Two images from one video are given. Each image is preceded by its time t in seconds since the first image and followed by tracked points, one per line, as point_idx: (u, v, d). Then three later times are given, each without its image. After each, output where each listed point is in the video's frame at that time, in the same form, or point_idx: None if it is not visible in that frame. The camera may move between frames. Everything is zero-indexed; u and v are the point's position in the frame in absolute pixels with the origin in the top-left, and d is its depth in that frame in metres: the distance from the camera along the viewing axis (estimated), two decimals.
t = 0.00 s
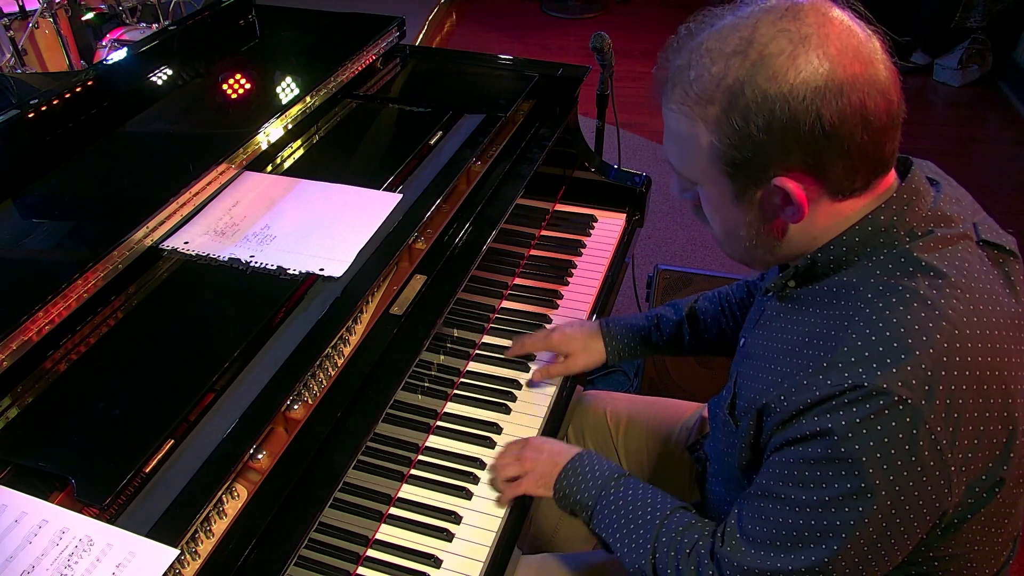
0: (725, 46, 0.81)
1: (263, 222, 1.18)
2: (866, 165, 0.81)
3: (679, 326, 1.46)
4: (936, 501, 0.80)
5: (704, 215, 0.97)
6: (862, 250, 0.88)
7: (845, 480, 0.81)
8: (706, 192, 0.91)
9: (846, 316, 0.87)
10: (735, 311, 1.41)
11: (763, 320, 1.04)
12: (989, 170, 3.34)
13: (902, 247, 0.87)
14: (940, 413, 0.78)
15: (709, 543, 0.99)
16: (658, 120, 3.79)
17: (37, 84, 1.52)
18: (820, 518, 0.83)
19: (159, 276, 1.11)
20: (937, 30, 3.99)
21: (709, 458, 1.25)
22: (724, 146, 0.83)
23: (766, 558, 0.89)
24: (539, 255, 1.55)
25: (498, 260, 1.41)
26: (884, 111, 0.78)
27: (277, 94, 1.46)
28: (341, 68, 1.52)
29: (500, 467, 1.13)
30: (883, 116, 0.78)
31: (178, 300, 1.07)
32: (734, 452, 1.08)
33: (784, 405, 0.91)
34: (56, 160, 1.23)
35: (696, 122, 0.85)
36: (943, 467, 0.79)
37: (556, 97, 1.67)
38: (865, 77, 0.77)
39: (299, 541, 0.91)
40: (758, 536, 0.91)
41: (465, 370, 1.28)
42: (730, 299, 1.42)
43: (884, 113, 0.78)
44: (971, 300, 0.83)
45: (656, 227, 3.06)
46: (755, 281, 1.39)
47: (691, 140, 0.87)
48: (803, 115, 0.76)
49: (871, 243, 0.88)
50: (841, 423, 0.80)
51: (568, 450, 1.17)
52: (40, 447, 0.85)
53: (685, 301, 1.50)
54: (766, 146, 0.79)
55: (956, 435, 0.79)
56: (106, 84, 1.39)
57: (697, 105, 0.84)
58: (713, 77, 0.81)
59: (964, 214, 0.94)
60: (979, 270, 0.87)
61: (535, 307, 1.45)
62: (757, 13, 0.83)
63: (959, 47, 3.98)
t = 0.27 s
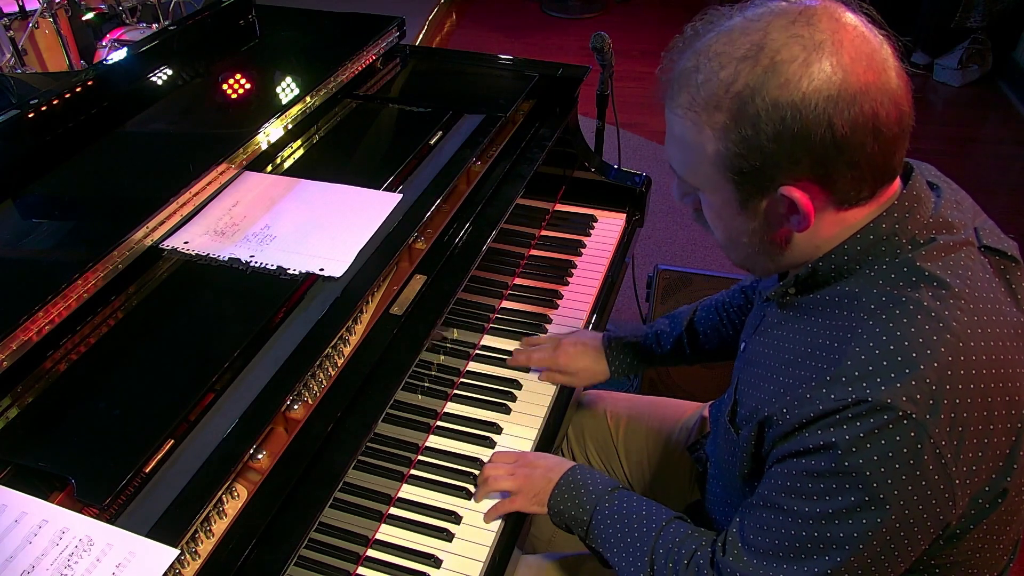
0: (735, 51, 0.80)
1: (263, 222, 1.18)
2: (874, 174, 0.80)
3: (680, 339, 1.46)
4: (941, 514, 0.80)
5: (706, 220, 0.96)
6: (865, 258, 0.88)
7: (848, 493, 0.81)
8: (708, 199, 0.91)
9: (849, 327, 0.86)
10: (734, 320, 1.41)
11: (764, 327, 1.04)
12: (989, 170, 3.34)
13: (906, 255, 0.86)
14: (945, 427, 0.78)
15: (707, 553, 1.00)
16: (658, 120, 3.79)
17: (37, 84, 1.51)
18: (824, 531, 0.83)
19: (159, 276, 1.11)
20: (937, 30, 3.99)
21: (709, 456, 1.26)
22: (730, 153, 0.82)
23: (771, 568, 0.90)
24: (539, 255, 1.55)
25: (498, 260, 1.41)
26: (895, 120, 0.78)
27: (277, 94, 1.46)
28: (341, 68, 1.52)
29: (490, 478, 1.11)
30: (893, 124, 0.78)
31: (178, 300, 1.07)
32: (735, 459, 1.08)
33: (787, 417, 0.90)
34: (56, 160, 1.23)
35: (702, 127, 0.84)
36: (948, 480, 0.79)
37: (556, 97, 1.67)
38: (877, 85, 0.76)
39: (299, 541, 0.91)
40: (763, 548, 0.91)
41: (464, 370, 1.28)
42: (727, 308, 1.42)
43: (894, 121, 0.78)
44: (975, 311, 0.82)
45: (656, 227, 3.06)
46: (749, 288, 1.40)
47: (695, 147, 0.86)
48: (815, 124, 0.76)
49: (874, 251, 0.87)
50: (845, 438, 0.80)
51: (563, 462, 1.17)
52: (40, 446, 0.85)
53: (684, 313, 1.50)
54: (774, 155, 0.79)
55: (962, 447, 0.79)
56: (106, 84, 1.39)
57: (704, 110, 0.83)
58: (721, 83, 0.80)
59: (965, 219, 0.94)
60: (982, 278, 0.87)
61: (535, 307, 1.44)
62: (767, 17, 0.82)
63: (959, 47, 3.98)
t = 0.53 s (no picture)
0: (736, 66, 0.79)
1: (263, 222, 1.18)
2: (875, 192, 0.80)
3: (670, 354, 1.44)
4: (942, 535, 0.80)
5: (701, 232, 0.96)
6: (864, 275, 0.87)
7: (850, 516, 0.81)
8: (705, 214, 0.90)
9: (851, 347, 0.86)
10: (725, 330, 1.41)
11: (761, 342, 1.04)
12: (989, 170, 3.34)
13: (905, 272, 0.85)
14: (948, 451, 0.77)
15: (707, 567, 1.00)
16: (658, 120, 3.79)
17: (37, 84, 1.51)
18: (824, 551, 0.84)
19: (159, 276, 1.11)
20: (937, 30, 3.98)
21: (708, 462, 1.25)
22: (729, 170, 0.82)
23: None
24: (539, 255, 1.55)
25: (498, 260, 1.41)
26: (898, 137, 0.77)
27: (277, 94, 1.46)
28: (341, 68, 1.52)
29: (492, 483, 1.11)
30: (895, 142, 0.78)
31: (178, 300, 1.07)
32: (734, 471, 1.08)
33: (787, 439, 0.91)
34: (56, 161, 1.23)
35: (702, 143, 0.83)
36: (950, 501, 0.79)
37: (556, 97, 1.67)
38: (881, 103, 0.76)
39: (299, 541, 0.91)
40: (764, 565, 0.91)
41: (464, 370, 1.28)
42: (717, 318, 1.42)
43: (897, 138, 0.77)
44: (977, 331, 0.82)
45: (656, 226, 3.06)
46: (738, 296, 1.41)
47: (693, 162, 0.86)
48: (817, 143, 0.75)
49: (873, 267, 0.86)
50: (847, 462, 0.80)
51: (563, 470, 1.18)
52: (40, 447, 0.85)
53: (671, 326, 1.48)
54: (775, 173, 0.78)
55: (964, 470, 0.79)
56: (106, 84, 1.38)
57: (704, 126, 0.82)
58: (722, 98, 0.80)
59: (965, 231, 0.93)
60: (984, 294, 0.86)
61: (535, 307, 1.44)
62: (769, 31, 0.81)
63: (959, 47, 3.98)
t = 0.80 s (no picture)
0: (721, 101, 0.77)
1: (263, 222, 1.18)
2: (864, 230, 0.79)
3: (686, 355, 1.43)
4: None
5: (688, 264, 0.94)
6: (859, 309, 0.86)
7: (843, 566, 0.79)
8: (692, 250, 0.88)
9: (844, 390, 0.84)
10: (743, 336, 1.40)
11: (754, 369, 1.03)
12: (989, 170, 3.34)
13: (901, 310, 0.83)
14: (944, 501, 0.75)
15: None
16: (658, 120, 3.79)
17: (37, 84, 1.51)
18: None
19: (159, 276, 1.11)
20: (937, 30, 3.98)
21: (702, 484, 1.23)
22: (717, 209, 0.80)
23: None
24: (539, 255, 1.55)
25: (497, 260, 1.41)
26: (888, 173, 0.76)
27: (277, 94, 1.46)
28: (341, 68, 1.52)
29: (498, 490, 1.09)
30: (887, 178, 0.76)
31: (178, 300, 1.07)
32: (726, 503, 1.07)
33: (777, 482, 0.90)
34: (56, 161, 1.23)
35: (688, 178, 0.81)
36: (947, 552, 0.77)
37: (556, 96, 1.67)
38: (869, 140, 0.74)
39: (299, 541, 0.91)
40: None
41: (464, 370, 1.28)
42: (735, 324, 1.41)
43: (890, 174, 0.76)
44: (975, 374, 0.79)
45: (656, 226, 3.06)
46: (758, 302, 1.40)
47: (679, 199, 0.84)
48: (806, 182, 0.74)
49: (868, 301, 0.85)
50: (839, 511, 0.79)
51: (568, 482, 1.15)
52: (40, 447, 0.85)
53: (690, 329, 1.47)
54: (764, 213, 0.77)
55: (961, 518, 0.77)
56: (106, 84, 1.38)
57: (689, 161, 0.80)
58: (707, 135, 0.77)
59: (967, 259, 0.91)
60: (984, 331, 0.83)
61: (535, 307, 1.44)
62: (755, 63, 0.78)
63: (959, 47, 3.98)
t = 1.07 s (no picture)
0: (711, 167, 0.72)
1: (263, 222, 1.18)
2: (866, 295, 0.76)
3: (663, 395, 1.37)
4: None
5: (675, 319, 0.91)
6: (859, 367, 0.85)
7: None
8: (681, 312, 0.85)
9: (848, 459, 0.82)
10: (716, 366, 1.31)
11: (751, 422, 1.01)
12: (989, 170, 3.34)
13: (907, 368, 0.82)
14: None
15: None
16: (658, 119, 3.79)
17: (37, 84, 1.51)
18: None
19: (159, 276, 1.11)
20: (937, 30, 3.98)
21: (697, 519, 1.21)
22: (707, 280, 0.77)
23: None
24: (539, 255, 1.55)
25: (497, 260, 1.42)
26: (890, 239, 0.72)
27: (277, 94, 1.46)
28: (341, 68, 1.52)
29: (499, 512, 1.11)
30: (889, 242, 0.72)
31: (178, 301, 1.07)
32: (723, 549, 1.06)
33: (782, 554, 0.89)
34: (56, 161, 1.23)
35: (678, 244, 0.77)
36: None
37: (556, 96, 1.67)
38: (872, 207, 0.70)
39: (299, 542, 0.91)
40: None
41: (465, 370, 1.27)
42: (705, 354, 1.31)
43: (891, 240, 0.72)
44: (984, 439, 0.78)
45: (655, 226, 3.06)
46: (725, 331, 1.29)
47: (668, 265, 0.80)
48: (807, 256, 0.71)
49: (869, 359, 0.84)
50: None
51: (574, 507, 1.16)
52: (40, 447, 0.85)
53: (664, 361, 1.41)
54: (760, 285, 0.74)
55: None
56: (105, 83, 1.38)
57: (680, 228, 0.76)
58: (697, 202, 0.73)
59: (971, 301, 0.89)
60: (993, 384, 0.82)
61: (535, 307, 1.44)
62: (744, 121, 0.73)
63: (959, 47, 3.98)
